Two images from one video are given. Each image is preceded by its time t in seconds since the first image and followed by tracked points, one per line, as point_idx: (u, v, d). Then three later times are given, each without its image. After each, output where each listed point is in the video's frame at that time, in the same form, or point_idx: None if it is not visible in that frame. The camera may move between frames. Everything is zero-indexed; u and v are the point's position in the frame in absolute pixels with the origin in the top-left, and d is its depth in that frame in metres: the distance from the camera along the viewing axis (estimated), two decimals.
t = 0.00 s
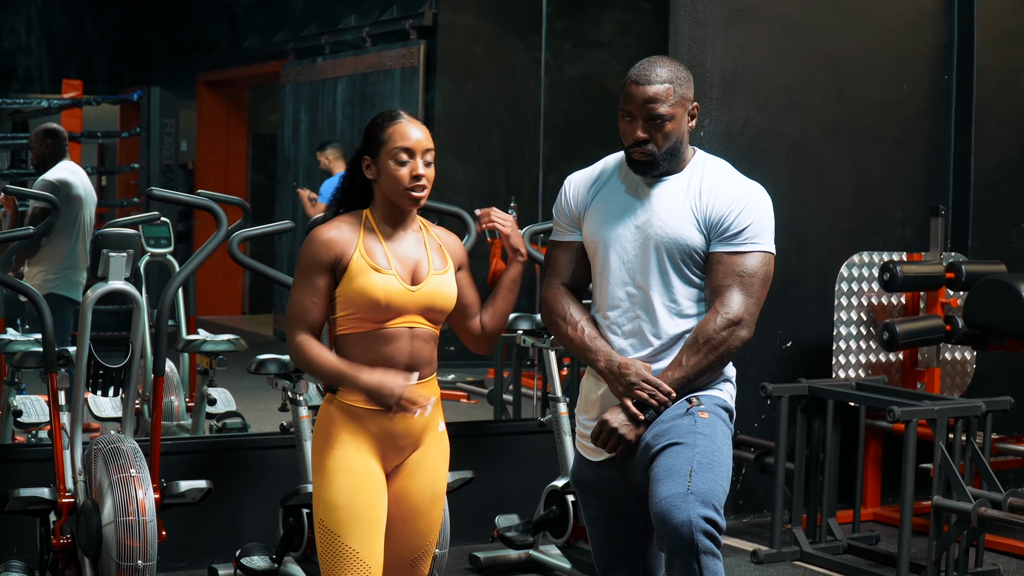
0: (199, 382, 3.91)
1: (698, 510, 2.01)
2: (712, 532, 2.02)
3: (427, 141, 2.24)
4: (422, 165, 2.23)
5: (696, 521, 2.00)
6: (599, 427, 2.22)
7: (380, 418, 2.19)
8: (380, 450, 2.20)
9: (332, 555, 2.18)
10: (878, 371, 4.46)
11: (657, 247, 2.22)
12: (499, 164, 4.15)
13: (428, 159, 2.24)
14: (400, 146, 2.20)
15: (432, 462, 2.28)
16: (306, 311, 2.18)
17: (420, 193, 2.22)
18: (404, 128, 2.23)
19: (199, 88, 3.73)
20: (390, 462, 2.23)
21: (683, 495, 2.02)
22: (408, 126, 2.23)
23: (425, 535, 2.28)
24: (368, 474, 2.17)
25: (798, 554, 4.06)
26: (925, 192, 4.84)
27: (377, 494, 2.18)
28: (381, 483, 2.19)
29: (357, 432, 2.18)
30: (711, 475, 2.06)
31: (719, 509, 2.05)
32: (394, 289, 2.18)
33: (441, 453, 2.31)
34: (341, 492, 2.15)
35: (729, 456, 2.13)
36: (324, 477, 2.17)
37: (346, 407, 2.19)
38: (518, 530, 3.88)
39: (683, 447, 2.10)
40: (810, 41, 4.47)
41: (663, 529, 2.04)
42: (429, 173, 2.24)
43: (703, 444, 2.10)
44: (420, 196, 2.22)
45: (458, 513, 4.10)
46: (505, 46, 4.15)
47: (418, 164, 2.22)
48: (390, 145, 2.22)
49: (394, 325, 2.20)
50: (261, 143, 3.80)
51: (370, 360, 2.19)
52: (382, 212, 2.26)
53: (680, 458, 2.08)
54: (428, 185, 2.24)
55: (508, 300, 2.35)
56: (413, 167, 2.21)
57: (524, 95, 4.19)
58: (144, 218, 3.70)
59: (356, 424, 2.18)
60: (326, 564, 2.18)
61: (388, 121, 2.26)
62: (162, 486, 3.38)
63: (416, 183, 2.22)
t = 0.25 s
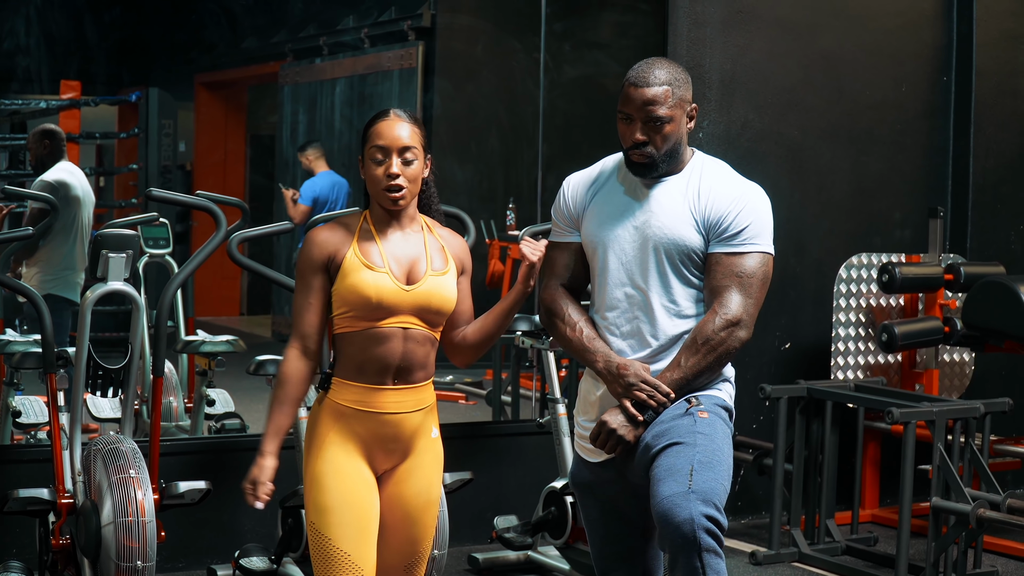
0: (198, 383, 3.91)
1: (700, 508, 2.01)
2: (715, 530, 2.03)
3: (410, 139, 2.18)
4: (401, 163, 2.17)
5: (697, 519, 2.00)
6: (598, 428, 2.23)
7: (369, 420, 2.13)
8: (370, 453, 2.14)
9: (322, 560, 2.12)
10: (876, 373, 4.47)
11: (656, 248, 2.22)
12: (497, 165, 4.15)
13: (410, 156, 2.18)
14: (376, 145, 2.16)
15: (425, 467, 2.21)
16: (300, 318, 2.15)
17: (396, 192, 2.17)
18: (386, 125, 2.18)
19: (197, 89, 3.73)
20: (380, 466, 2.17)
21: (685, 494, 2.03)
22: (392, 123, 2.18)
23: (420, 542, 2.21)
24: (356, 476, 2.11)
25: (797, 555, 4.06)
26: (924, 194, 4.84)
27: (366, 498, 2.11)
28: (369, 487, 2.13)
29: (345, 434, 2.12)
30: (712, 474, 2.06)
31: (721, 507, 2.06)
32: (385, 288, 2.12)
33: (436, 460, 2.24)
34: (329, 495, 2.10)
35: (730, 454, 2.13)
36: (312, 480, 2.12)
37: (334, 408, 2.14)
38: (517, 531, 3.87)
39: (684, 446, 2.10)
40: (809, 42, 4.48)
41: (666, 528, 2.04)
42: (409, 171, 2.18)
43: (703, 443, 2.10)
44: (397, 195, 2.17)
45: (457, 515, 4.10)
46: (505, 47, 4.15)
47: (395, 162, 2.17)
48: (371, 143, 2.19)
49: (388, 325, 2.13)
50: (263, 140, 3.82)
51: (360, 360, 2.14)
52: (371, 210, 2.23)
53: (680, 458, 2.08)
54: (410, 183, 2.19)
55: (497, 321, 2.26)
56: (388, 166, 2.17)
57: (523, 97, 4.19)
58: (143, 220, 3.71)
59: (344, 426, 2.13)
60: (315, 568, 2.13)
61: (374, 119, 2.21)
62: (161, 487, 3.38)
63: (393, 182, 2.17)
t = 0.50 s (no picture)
0: (197, 383, 3.93)
1: (709, 508, 2.02)
2: (722, 530, 2.04)
3: (403, 136, 2.17)
4: (393, 160, 2.16)
5: (707, 520, 2.01)
6: (601, 429, 2.21)
7: (357, 422, 2.11)
8: (359, 456, 2.12)
9: (312, 560, 2.11)
10: (874, 373, 4.52)
11: (655, 249, 2.22)
12: (496, 165, 4.16)
13: (403, 153, 2.16)
14: (368, 141, 2.15)
15: (417, 472, 2.18)
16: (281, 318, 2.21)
17: (389, 189, 2.16)
18: (379, 122, 2.17)
19: (195, 89, 3.75)
20: (371, 469, 2.15)
21: (693, 495, 2.03)
22: (385, 120, 2.18)
23: (409, 547, 2.18)
24: (343, 479, 2.09)
25: (795, 556, 4.06)
26: (923, 194, 4.84)
27: (354, 500, 2.09)
28: (357, 489, 2.11)
29: (332, 434, 2.11)
30: (719, 474, 2.07)
31: (728, 507, 2.07)
32: (373, 288, 2.09)
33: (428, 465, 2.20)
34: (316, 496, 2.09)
35: (735, 454, 2.13)
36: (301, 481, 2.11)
37: (323, 407, 2.13)
38: (516, 531, 3.87)
39: (690, 447, 2.10)
40: (808, 43, 4.48)
41: (674, 529, 2.05)
42: (402, 168, 2.17)
43: (709, 444, 2.10)
44: (391, 192, 2.16)
45: (456, 515, 4.11)
46: (504, 48, 4.16)
47: (387, 159, 2.16)
48: (364, 140, 2.18)
49: (377, 326, 2.11)
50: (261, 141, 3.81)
51: (349, 361, 2.12)
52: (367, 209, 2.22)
53: (687, 459, 2.08)
54: (403, 180, 2.17)
55: (504, 317, 2.23)
56: (380, 163, 2.16)
57: (521, 97, 4.20)
58: (142, 219, 3.70)
59: (332, 428, 2.11)
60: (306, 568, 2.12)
61: (368, 116, 2.20)
62: (160, 487, 3.37)
63: (385, 178, 2.16)
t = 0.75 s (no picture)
0: (195, 381, 3.91)
1: (713, 507, 2.01)
2: (726, 530, 2.03)
3: (396, 135, 2.15)
4: (384, 160, 2.14)
5: (710, 519, 2.01)
6: (605, 429, 2.21)
7: (345, 424, 2.10)
8: (348, 459, 2.11)
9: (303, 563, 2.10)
10: (873, 373, 4.54)
11: (657, 249, 2.22)
12: (495, 164, 4.16)
13: (394, 153, 2.14)
14: (359, 140, 2.13)
15: (408, 478, 2.16)
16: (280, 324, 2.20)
17: (379, 190, 2.14)
18: (373, 121, 2.15)
19: (193, 88, 3.75)
20: (362, 474, 2.13)
21: (697, 494, 2.03)
22: (379, 118, 2.16)
23: (402, 555, 2.14)
24: (332, 481, 2.08)
25: (794, 555, 4.06)
26: (921, 194, 4.84)
27: (343, 503, 2.08)
28: (347, 491, 2.10)
29: (322, 435, 2.10)
30: (722, 473, 2.07)
31: (731, 506, 2.06)
32: (360, 287, 2.08)
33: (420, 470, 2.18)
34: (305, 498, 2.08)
35: (737, 454, 2.13)
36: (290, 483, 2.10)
37: (314, 407, 2.12)
38: (515, 530, 3.86)
39: (693, 446, 2.10)
40: (807, 43, 4.48)
41: (677, 528, 2.04)
42: (393, 168, 2.15)
43: (712, 443, 2.10)
44: (380, 193, 2.15)
45: (454, 514, 4.11)
46: (503, 47, 4.16)
47: (378, 159, 2.14)
48: (356, 138, 2.16)
49: (365, 327, 2.09)
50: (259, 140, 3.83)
51: (339, 362, 2.11)
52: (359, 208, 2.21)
53: (690, 458, 2.08)
54: (393, 180, 2.16)
55: (494, 310, 2.21)
56: (370, 163, 2.14)
57: (520, 96, 4.20)
58: (142, 217, 3.71)
59: (320, 430, 2.10)
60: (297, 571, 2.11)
61: (363, 114, 2.18)
62: (159, 485, 3.38)
63: (375, 179, 2.14)
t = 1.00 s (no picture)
0: (194, 380, 3.90)
1: (713, 506, 2.01)
2: (727, 528, 2.03)
3: (392, 136, 2.14)
4: (379, 160, 2.13)
5: (711, 517, 2.01)
6: (603, 427, 2.21)
7: (337, 426, 2.09)
8: (342, 461, 2.10)
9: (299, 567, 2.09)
10: (872, 371, 4.55)
11: (657, 248, 2.22)
12: (494, 163, 4.16)
13: (389, 153, 2.13)
14: (354, 140, 2.12)
15: (404, 479, 2.14)
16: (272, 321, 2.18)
17: (373, 190, 2.13)
18: (368, 119, 2.13)
19: (191, 86, 3.74)
20: (356, 476, 2.12)
21: (697, 493, 2.03)
22: (374, 117, 2.14)
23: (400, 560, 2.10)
24: (325, 483, 2.07)
25: (792, 553, 4.07)
26: (920, 193, 4.85)
27: (338, 504, 2.07)
28: (341, 493, 2.09)
29: (314, 438, 2.09)
30: (722, 472, 2.07)
31: (731, 505, 2.06)
32: (354, 286, 2.08)
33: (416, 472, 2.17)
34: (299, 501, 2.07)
35: (737, 452, 2.14)
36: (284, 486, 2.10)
37: (305, 409, 2.12)
38: (513, 528, 3.87)
39: (693, 445, 2.10)
40: (806, 41, 4.48)
41: (678, 527, 2.04)
42: (388, 168, 2.14)
43: (711, 441, 2.11)
44: (374, 194, 2.14)
45: (453, 512, 4.11)
46: (501, 45, 4.16)
47: (373, 159, 2.12)
48: (351, 137, 2.14)
49: (359, 326, 2.09)
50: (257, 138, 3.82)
51: (332, 361, 2.10)
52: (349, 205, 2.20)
53: (691, 456, 2.08)
54: (387, 180, 2.15)
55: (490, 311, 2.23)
56: (366, 163, 2.12)
57: (519, 95, 4.20)
58: (140, 216, 3.68)
59: (313, 432, 2.10)
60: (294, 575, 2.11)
61: (357, 112, 2.16)
62: (158, 483, 3.38)
63: (370, 179, 2.13)
